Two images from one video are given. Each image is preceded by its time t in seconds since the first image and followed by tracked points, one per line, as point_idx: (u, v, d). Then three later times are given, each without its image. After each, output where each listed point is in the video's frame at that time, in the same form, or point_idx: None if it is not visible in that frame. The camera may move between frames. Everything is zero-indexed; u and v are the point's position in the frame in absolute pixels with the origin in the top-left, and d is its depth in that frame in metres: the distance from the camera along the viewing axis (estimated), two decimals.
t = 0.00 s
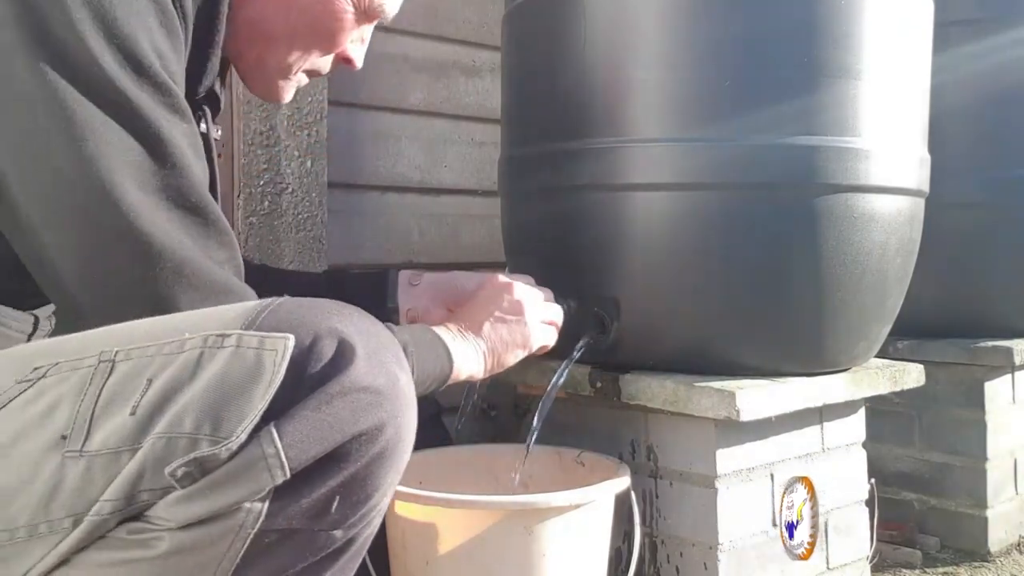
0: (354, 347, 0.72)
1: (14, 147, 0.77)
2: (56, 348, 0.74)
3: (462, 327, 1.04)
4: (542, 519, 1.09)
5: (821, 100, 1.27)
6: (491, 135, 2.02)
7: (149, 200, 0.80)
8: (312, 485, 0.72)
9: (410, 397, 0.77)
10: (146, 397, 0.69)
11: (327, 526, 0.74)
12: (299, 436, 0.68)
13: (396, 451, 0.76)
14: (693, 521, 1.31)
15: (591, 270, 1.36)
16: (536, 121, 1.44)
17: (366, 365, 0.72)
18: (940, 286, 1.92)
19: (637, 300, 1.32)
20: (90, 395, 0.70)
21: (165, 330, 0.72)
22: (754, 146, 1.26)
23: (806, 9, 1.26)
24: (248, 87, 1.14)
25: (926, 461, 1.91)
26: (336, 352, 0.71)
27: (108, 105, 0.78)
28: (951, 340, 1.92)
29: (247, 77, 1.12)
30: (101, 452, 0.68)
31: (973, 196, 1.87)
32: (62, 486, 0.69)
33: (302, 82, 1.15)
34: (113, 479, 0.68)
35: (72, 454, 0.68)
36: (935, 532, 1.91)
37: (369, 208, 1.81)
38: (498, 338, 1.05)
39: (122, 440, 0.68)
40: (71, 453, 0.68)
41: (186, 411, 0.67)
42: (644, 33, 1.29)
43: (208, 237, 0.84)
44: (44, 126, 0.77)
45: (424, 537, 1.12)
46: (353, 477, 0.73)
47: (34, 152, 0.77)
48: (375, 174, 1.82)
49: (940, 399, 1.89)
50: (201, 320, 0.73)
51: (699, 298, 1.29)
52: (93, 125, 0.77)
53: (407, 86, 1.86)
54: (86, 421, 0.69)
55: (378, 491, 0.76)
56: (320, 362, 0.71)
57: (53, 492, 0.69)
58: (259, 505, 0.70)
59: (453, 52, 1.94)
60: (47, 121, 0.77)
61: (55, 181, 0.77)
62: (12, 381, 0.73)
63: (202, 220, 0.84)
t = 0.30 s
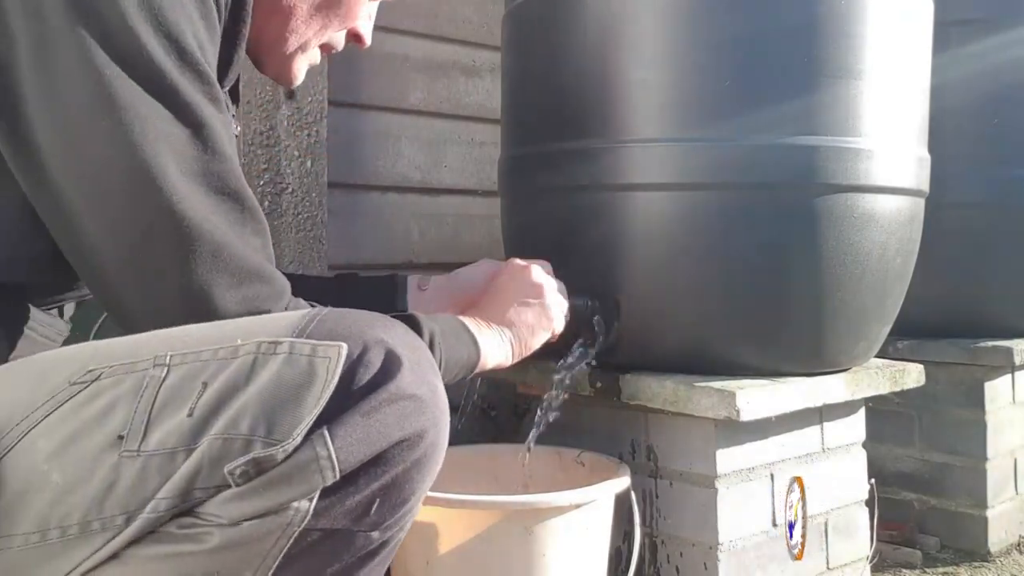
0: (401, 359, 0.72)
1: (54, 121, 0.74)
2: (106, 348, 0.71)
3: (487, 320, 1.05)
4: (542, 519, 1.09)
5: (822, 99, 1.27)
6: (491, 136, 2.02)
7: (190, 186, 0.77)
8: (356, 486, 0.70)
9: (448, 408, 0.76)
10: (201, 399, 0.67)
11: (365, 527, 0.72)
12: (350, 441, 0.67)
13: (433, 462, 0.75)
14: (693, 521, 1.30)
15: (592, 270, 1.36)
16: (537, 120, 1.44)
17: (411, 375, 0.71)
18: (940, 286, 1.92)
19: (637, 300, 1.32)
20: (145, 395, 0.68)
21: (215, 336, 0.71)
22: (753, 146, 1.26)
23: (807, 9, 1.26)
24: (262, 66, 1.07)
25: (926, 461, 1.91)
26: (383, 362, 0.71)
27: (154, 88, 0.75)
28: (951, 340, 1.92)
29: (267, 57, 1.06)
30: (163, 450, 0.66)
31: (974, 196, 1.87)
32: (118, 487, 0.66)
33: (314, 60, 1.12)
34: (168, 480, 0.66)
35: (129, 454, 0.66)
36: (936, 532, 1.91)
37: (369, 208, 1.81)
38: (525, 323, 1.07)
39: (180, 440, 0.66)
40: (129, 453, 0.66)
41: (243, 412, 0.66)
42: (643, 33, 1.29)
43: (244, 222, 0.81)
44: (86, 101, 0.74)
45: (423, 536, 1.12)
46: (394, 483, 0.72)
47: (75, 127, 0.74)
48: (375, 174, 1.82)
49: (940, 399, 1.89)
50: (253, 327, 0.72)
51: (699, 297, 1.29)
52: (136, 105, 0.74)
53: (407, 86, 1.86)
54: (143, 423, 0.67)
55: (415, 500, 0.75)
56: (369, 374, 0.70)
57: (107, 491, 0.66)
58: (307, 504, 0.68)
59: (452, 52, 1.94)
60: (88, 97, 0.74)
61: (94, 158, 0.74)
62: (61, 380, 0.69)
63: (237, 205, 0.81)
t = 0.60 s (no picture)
0: (412, 370, 0.71)
1: (55, 106, 0.73)
2: (115, 355, 0.70)
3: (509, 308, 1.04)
4: (543, 520, 1.08)
5: (823, 98, 1.27)
6: (491, 135, 2.01)
7: (192, 167, 0.76)
8: (364, 498, 0.69)
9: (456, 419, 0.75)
10: (211, 408, 0.66)
11: (372, 538, 0.71)
12: (360, 452, 0.66)
13: (440, 474, 0.74)
14: (694, 523, 1.30)
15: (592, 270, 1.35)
16: (538, 120, 1.43)
17: (421, 386, 0.70)
18: (940, 286, 1.91)
19: (638, 301, 1.32)
20: (155, 403, 0.67)
21: (224, 343, 0.70)
22: (754, 145, 1.25)
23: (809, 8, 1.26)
24: (263, 61, 1.07)
25: (927, 462, 1.91)
26: (394, 373, 0.70)
27: (157, 72, 0.75)
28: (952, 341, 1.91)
29: (267, 50, 1.06)
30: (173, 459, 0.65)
31: (974, 197, 1.86)
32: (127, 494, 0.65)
33: (318, 51, 1.12)
34: (179, 488, 0.65)
35: (139, 463, 0.65)
36: (937, 533, 1.91)
37: (369, 208, 1.81)
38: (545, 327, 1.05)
39: (190, 448, 0.65)
40: (139, 461, 0.65)
41: (253, 423, 0.65)
42: (643, 32, 1.28)
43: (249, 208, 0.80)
44: (89, 85, 0.73)
45: (425, 538, 1.11)
46: (403, 495, 0.71)
47: (77, 111, 0.73)
48: (375, 174, 1.81)
49: (941, 399, 1.89)
50: (265, 335, 0.71)
51: (699, 297, 1.28)
52: (138, 88, 0.74)
53: (406, 85, 1.86)
54: (153, 432, 0.66)
55: (422, 512, 0.74)
56: (381, 386, 0.69)
57: (116, 499, 0.65)
58: (315, 515, 0.67)
59: (452, 51, 1.94)
60: (90, 81, 0.73)
61: (96, 142, 0.73)
62: (70, 386, 0.69)
63: (242, 191, 0.80)
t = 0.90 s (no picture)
0: (410, 370, 0.71)
1: (55, 103, 0.74)
2: (116, 355, 0.71)
3: (507, 310, 1.04)
4: (542, 518, 1.09)
5: (821, 98, 1.27)
6: (491, 136, 2.02)
7: (193, 166, 0.77)
8: (363, 497, 0.70)
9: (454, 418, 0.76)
10: (209, 408, 0.67)
11: (371, 536, 0.72)
12: (359, 450, 0.67)
13: (438, 472, 0.75)
14: (693, 521, 1.31)
15: (591, 270, 1.36)
16: (537, 120, 1.44)
17: (419, 386, 0.71)
18: (939, 286, 1.92)
19: (637, 300, 1.32)
20: (154, 403, 0.68)
21: (223, 343, 0.71)
22: (754, 146, 1.26)
23: (806, 9, 1.27)
24: (266, 59, 1.08)
25: (925, 461, 1.92)
26: (393, 372, 0.70)
27: (156, 70, 0.75)
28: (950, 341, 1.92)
29: (269, 49, 1.07)
30: (171, 459, 0.66)
31: (972, 197, 1.87)
32: (127, 494, 0.66)
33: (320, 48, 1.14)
34: (177, 487, 0.66)
35: (138, 462, 0.66)
36: (935, 532, 1.92)
37: (369, 208, 1.82)
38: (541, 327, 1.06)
39: (189, 448, 0.66)
40: (139, 460, 0.66)
41: (251, 422, 0.66)
42: (641, 34, 1.29)
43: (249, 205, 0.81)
44: (91, 85, 0.74)
45: (423, 536, 1.12)
46: (401, 492, 0.72)
47: (76, 109, 0.74)
48: (375, 174, 1.82)
49: (940, 398, 1.90)
50: (263, 335, 0.71)
51: (699, 297, 1.29)
52: (136, 85, 0.74)
53: (407, 86, 1.87)
54: (153, 432, 0.67)
55: (420, 509, 0.74)
56: (379, 385, 0.69)
57: (116, 498, 0.66)
58: (314, 513, 0.68)
59: (452, 52, 1.94)
60: (90, 81, 0.74)
61: (95, 139, 0.74)
62: (71, 387, 0.70)
63: (242, 189, 0.80)
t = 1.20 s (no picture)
0: (410, 370, 0.72)
1: (54, 98, 0.73)
2: (115, 356, 0.71)
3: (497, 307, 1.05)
4: (541, 518, 1.09)
5: (821, 98, 1.27)
6: (491, 136, 2.02)
7: (195, 158, 0.77)
8: (363, 497, 0.70)
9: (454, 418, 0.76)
10: (208, 408, 0.67)
11: (371, 537, 0.72)
12: (360, 449, 0.67)
13: (439, 472, 0.75)
14: (693, 521, 1.31)
15: (591, 270, 1.36)
16: (537, 120, 1.44)
17: (419, 386, 0.71)
18: (939, 286, 1.92)
19: (637, 300, 1.32)
20: (154, 404, 0.68)
21: (223, 343, 0.71)
22: (754, 145, 1.26)
23: (807, 8, 1.27)
24: (265, 57, 1.08)
25: (925, 461, 1.92)
26: (393, 372, 0.70)
27: (155, 63, 0.75)
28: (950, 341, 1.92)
29: (268, 47, 1.07)
30: (171, 459, 0.66)
31: (972, 197, 1.87)
32: (127, 494, 0.66)
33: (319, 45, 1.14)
34: (177, 488, 0.66)
35: (138, 463, 0.66)
36: (935, 532, 1.92)
37: (369, 208, 1.82)
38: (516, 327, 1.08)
39: (189, 449, 0.66)
40: (138, 461, 0.66)
41: (251, 422, 0.66)
42: (641, 34, 1.29)
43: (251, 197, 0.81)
44: (92, 79, 0.73)
45: (423, 536, 1.12)
46: (401, 493, 0.72)
47: (75, 103, 0.73)
48: (375, 174, 1.82)
49: (939, 398, 1.90)
50: (262, 335, 0.72)
51: (700, 297, 1.29)
52: (136, 78, 0.74)
53: (407, 86, 1.87)
54: (153, 433, 0.67)
55: (421, 509, 0.75)
56: (379, 385, 0.69)
57: (116, 499, 0.66)
58: (314, 514, 0.68)
59: (453, 52, 1.94)
60: (91, 74, 0.73)
61: (95, 133, 0.74)
62: (71, 388, 0.70)
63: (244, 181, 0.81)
